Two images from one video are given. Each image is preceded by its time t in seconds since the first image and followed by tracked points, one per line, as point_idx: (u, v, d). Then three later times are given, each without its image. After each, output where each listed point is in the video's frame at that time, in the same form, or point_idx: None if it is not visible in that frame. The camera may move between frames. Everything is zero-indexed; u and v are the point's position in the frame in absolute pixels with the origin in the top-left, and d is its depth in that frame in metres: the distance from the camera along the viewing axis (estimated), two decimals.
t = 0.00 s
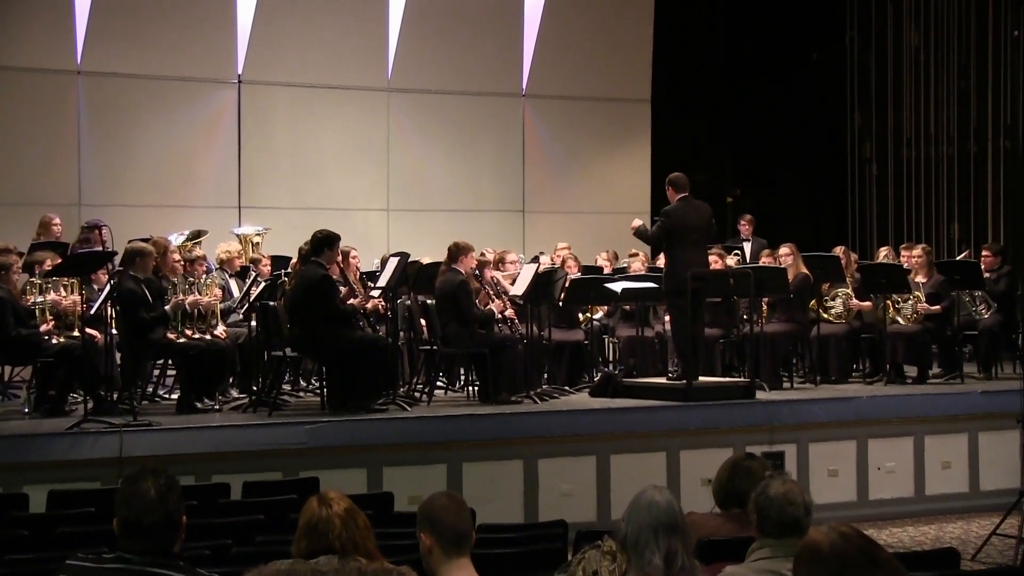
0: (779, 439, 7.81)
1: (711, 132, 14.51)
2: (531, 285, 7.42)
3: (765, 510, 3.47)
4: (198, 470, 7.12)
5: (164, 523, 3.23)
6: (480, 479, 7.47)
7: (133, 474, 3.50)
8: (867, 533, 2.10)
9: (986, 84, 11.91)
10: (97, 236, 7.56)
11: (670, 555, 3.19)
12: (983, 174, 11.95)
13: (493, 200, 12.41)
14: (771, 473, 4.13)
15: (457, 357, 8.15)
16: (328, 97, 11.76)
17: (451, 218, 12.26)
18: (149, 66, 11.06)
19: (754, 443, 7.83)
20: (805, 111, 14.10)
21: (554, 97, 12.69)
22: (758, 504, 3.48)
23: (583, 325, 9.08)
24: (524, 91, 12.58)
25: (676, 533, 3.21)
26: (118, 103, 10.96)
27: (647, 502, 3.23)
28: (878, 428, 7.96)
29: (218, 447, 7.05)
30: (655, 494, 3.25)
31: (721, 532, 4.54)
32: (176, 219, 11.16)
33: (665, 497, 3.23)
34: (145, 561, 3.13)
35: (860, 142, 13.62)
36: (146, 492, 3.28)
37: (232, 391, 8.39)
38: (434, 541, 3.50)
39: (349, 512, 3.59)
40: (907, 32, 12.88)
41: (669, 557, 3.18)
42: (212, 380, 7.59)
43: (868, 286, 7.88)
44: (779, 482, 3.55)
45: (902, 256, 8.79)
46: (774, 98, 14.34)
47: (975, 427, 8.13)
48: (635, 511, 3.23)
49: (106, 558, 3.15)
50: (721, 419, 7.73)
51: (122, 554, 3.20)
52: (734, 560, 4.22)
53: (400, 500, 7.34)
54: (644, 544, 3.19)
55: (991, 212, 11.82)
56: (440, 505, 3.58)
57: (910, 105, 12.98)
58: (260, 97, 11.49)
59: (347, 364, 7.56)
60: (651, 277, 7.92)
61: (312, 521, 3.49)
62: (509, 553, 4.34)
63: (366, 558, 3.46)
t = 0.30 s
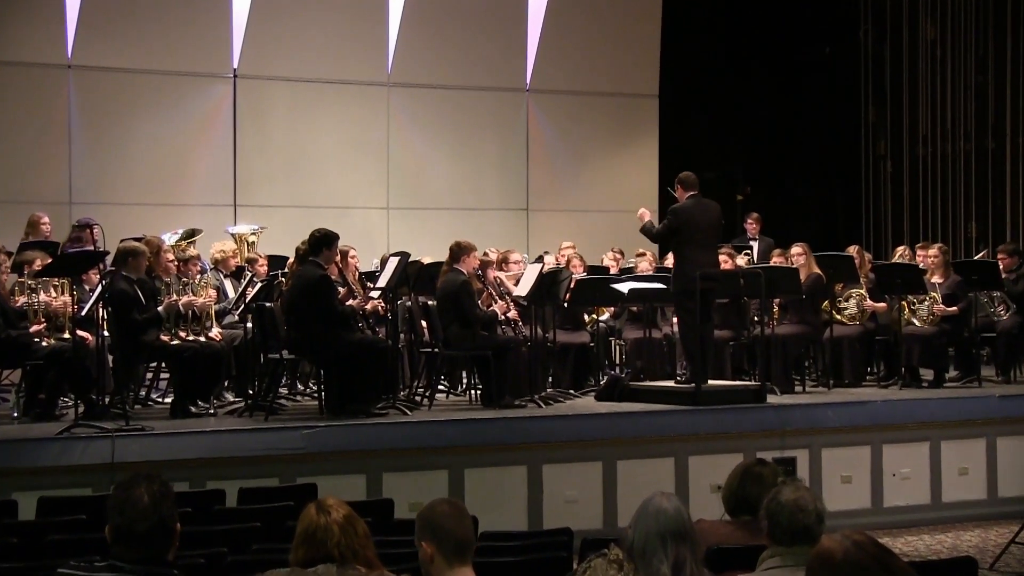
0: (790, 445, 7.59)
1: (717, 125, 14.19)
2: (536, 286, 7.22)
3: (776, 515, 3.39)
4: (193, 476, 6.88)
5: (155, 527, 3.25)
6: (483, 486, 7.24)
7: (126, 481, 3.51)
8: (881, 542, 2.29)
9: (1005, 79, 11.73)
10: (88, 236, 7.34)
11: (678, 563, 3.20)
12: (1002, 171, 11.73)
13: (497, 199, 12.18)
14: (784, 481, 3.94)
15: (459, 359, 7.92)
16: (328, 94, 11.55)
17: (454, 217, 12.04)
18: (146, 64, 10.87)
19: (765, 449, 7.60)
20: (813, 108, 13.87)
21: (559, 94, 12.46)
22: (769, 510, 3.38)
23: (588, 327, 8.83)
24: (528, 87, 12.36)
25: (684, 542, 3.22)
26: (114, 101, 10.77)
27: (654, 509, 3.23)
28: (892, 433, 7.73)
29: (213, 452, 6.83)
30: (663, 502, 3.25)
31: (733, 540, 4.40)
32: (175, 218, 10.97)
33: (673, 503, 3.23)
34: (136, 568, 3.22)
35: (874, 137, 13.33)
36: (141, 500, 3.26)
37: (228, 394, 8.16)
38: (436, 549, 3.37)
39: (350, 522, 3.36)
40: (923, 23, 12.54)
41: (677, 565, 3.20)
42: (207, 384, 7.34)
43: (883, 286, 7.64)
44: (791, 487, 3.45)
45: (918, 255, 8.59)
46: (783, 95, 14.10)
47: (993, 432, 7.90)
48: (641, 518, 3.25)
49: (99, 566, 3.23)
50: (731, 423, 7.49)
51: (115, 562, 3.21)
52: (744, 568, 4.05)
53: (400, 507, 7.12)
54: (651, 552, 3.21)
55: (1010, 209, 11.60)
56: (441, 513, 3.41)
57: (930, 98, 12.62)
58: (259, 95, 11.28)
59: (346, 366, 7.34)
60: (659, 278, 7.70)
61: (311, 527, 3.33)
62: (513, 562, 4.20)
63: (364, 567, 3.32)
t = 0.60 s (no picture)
0: (807, 450, 7.35)
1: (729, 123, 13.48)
2: (543, 287, 7.00)
3: (790, 522, 3.33)
4: (191, 482, 6.68)
5: (152, 537, 3.19)
6: (489, 493, 7.02)
7: (121, 488, 3.47)
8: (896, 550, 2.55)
9: None
10: (83, 235, 7.13)
11: (691, 571, 3.24)
12: None
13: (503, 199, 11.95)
14: (799, 490, 3.81)
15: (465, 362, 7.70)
16: (331, 91, 11.34)
17: (460, 217, 11.82)
18: (145, 61, 10.68)
19: (780, 455, 7.38)
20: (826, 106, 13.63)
21: (566, 91, 12.23)
22: (784, 519, 3.31)
23: (598, 329, 8.59)
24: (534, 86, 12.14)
25: (696, 551, 3.25)
26: (113, 100, 10.59)
27: (666, 516, 3.29)
28: (911, 438, 7.51)
29: (212, 458, 6.62)
30: (673, 509, 3.31)
31: (743, 549, 4.18)
32: (175, 219, 10.80)
33: (685, 511, 3.30)
34: None
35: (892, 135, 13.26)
36: (134, 507, 3.21)
37: (226, 399, 7.95)
38: (442, 559, 3.21)
39: (354, 530, 3.34)
40: (942, 20, 12.55)
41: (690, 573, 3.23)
42: (206, 388, 7.18)
43: (901, 288, 7.40)
44: (809, 494, 3.38)
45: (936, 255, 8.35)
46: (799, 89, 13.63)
47: (1015, 437, 7.67)
48: (653, 526, 3.30)
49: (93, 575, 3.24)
50: (745, 429, 7.27)
51: (108, 571, 3.14)
52: None
53: (404, 515, 6.90)
54: (662, 561, 3.25)
55: None
56: (447, 521, 3.26)
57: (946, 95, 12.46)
58: (260, 93, 11.08)
59: (348, 370, 7.10)
60: (671, 278, 7.47)
61: (312, 534, 3.27)
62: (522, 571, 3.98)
63: None
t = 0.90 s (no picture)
0: (823, 456, 7.13)
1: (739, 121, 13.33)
2: (549, 289, 6.78)
3: (806, 529, 3.36)
4: (188, 489, 6.46)
5: (148, 544, 3.10)
6: (495, 500, 6.80)
7: (116, 495, 3.41)
8: (916, 558, 2.42)
9: None
10: (78, 233, 6.92)
11: None
12: None
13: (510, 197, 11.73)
14: (814, 497, 3.75)
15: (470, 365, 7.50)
16: (334, 88, 11.15)
17: (466, 215, 11.61)
18: (145, 58, 10.50)
19: (796, 460, 7.15)
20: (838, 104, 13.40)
21: (574, 88, 12.02)
22: (798, 527, 3.36)
23: (607, 331, 8.38)
24: (542, 81, 11.92)
25: (708, 557, 3.25)
26: (112, 97, 10.41)
27: (677, 525, 3.28)
28: (931, 444, 7.28)
29: (210, 463, 6.42)
30: (686, 516, 3.30)
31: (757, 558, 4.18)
32: (176, 218, 10.61)
33: (698, 518, 3.29)
34: None
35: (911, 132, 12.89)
36: (132, 513, 3.13)
37: (225, 402, 7.75)
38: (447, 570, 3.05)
39: (356, 535, 3.07)
40: (962, 13, 12.14)
41: None
42: (204, 393, 7.04)
43: (921, 288, 7.19)
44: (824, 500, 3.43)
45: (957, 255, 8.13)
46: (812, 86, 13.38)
47: None
48: (664, 534, 3.28)
49: None
50: (759, 434, 7.05)
51: None
52: None
53: (407, 522, 6.68)
54: (672, 568, 3.23)
55: None
56: (451, 527, 3.14)
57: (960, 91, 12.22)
58: (261, 90, 10.89)
59: (349, 373, 6.89)
60: (683, 279, 7.27)
61: (311, 545, 3.01)
62: None
63: None
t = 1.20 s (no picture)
0: (838, 462, 6.91)
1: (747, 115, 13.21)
2: (557, 289, 6.58)
3: (820, 540, 3.15)
4: (185, 496, 6.25)
5: (143, 550, 3.19)
6: (500, 507, 6.59)
7: (112, 501, 3.46)
8: None
9: None
10: (70, 232, 6.73)
11: None
12: None
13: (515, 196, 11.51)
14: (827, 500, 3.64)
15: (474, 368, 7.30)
16: (335, 85, 10.95)
17: (470, 213, 11.41)
18: (142, 54, 10.32)
19: (810, 466, 6.93)
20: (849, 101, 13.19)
21: (579, 84, 11.78)
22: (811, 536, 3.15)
23: (616, 333, 8.15)
24: (548, 75, 11.70)
25: (721, 571, 3.18)
26: (108, 94, 10.22)
27: (688, 535, 3.21)
28: (951, 449, 7.07)
29: (207, 469, 6.21)
30: (696, 525, 3.24)
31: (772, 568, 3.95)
32: (174, 217, 10.42)
33: (709, 526, 3.23)
34: None
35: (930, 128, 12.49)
36: (125, 520, 3.23)
37: (222, 407, 7.54)
38: None
39: (356, 543, 3.03)
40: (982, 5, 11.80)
41: None
42: (201, 396, 6.85)
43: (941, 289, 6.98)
44: (839, 507, 3.19)
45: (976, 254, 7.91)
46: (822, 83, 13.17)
47: None
48: (673, 545, 3.21)
49: None
50: (772, 439, 6.84)
51: None
52: None
53: (410, 531, 6.46)
54: None
55: None
56: (453, 538, 2.97)
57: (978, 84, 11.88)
58: (261, 87, 10.70)
59: (350, 376, 6.70)
60: (693, 279, 7.06)
61: (312, 553, 2.97)
62: None
63: None
